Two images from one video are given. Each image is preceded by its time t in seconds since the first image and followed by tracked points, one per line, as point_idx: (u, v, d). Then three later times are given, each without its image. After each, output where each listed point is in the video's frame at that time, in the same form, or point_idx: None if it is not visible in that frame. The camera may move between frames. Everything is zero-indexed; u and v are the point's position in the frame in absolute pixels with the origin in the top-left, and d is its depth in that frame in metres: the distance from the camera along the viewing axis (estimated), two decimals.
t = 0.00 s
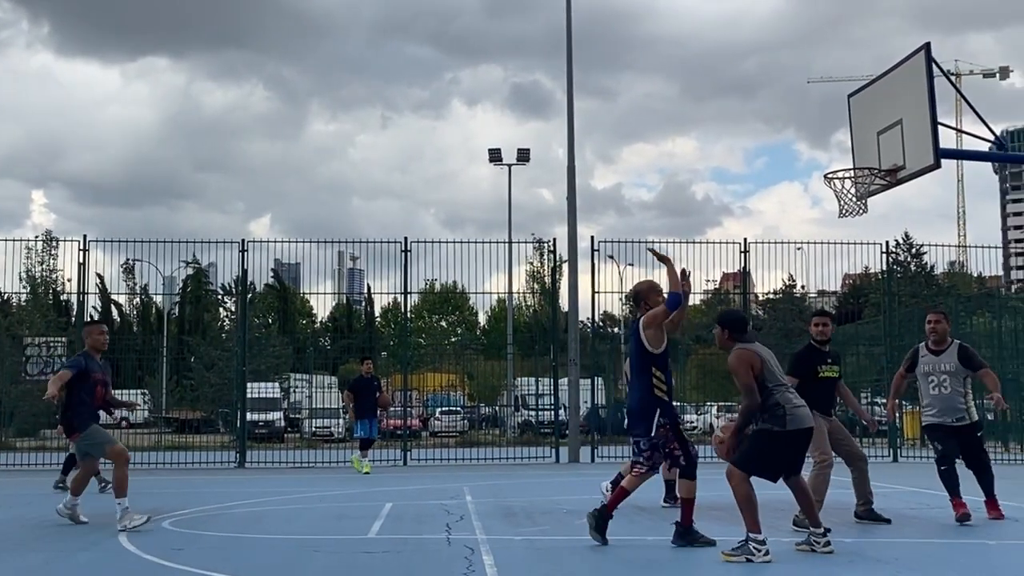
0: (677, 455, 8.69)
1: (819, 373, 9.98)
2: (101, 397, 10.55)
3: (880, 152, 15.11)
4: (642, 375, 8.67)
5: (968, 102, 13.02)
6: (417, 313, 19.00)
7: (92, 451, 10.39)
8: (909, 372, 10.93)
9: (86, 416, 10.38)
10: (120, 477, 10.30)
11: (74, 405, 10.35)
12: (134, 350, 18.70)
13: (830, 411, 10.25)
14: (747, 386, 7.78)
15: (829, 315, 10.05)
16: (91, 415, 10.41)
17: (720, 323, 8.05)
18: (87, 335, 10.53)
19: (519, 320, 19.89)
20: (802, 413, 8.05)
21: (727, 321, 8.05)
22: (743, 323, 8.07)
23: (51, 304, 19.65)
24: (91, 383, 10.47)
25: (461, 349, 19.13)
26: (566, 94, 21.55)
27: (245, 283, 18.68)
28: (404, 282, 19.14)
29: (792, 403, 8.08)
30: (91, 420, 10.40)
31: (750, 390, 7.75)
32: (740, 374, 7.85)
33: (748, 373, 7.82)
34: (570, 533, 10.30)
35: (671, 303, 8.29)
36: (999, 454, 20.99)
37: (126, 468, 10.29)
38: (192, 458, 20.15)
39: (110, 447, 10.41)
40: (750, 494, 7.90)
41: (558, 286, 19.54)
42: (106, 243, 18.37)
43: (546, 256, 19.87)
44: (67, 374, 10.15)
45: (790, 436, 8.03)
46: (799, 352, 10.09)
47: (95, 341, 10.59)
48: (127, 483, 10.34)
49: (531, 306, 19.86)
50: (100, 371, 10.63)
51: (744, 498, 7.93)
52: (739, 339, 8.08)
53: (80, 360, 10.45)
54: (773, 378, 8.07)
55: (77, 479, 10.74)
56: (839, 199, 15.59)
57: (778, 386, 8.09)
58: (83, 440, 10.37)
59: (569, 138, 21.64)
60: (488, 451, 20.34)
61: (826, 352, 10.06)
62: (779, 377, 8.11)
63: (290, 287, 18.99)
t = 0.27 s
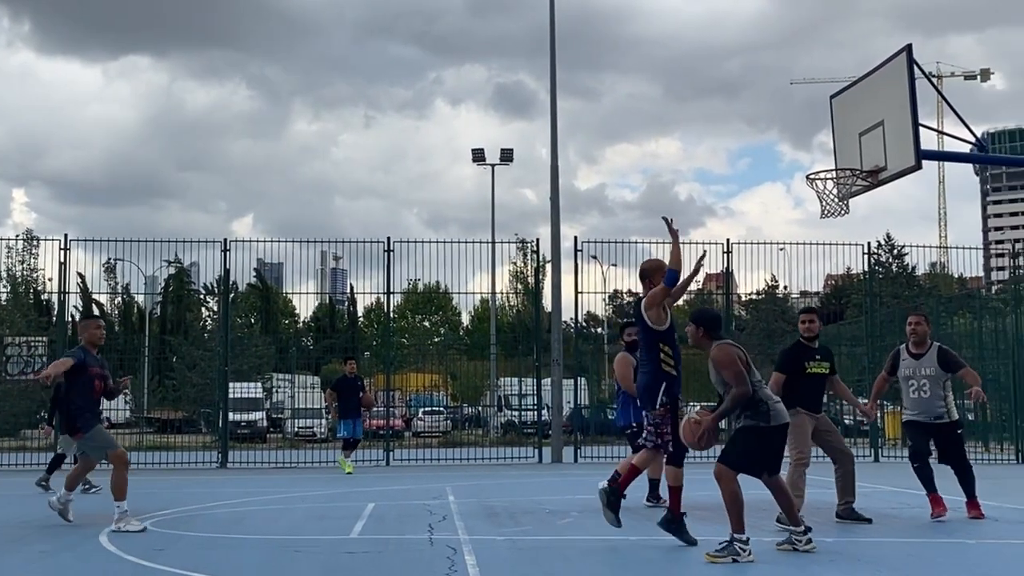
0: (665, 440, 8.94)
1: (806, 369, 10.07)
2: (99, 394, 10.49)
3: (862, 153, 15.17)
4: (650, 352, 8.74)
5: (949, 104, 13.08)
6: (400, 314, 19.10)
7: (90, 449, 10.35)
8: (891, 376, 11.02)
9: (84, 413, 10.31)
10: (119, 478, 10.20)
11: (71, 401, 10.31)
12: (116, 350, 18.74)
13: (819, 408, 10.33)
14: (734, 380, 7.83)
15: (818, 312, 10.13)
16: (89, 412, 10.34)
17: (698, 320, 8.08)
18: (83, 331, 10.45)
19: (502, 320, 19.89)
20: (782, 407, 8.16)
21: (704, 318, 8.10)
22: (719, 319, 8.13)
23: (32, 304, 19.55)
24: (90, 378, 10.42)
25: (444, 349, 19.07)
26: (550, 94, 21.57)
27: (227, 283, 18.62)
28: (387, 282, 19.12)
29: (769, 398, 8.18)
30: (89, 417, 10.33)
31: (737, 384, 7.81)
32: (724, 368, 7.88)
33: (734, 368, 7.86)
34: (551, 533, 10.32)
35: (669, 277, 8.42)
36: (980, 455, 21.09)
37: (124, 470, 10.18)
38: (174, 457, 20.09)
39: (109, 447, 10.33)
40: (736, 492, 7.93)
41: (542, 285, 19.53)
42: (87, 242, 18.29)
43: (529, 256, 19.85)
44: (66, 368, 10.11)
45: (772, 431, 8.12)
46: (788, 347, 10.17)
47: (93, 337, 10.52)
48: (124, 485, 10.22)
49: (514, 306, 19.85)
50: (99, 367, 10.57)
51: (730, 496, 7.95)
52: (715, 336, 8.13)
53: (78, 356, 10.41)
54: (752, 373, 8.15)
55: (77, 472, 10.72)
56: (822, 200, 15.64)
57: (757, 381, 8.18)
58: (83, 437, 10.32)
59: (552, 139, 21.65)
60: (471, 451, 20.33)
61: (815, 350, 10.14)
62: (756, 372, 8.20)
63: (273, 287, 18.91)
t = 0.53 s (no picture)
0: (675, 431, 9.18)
1: (800, 366, 10.14)
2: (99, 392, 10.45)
3: (853, 154, 15.21)
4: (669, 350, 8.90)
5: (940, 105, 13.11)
6: (393, 314, 19.08)
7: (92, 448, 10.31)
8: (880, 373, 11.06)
9: (84, 412, 10.28)
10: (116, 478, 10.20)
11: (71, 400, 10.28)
12: (107, 350, 18.74)
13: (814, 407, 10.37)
14: (726, 379, 7.84)
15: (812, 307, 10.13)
16: (90, 410, 10.31)
17: (687, 319, 8.07)
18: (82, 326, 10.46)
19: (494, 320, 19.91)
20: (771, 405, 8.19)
21: (693, 317, 8.09)
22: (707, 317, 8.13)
23: (23, 303, 19.52)
24: (89, 376, 10.39)
25: (436, 349, 19.15)
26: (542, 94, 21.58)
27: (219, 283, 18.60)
28: (379, 281, 19.10)
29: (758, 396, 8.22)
30: (89, 416, 10.29)
31: (729, 380, 7.84)
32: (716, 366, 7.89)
33: (726, 366, 7.88)
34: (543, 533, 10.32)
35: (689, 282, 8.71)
36: (970, 454, 21.15)
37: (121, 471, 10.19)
38: (165, 457, 20.04)
39: (109, 446, 10.31)
40: (729, 491, 7.94)
41: (534, 285, 19.54)
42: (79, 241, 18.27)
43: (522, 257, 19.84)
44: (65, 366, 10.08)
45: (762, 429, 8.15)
46: (782, 343, 10.27)
47: (91, 334, 10.49)
48: (121, 485, 10.21)
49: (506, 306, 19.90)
50: (99, 364, 10.53)
51: (723, 496, 7.95)
52: (705, 334, 8.14)
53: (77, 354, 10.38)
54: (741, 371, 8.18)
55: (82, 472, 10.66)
56: (813, 200, 15.67)
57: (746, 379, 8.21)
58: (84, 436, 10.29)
59: (545, 138, 21.66)
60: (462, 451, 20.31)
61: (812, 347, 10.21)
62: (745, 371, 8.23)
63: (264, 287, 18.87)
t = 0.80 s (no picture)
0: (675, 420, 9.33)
1: (785, 359, 10.29)
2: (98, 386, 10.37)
3: (838, 155, 15.28)
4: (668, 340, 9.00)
5: (923, 106, 13.18)
6: (378, 314, 19.08)
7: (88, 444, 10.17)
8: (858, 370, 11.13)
9: (85, 406, 10.17)
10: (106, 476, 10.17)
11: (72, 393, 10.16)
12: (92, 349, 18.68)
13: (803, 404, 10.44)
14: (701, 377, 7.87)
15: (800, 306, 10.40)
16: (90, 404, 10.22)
17: (670, 312, 8.08)
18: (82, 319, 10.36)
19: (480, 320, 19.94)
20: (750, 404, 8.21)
21: (678, 311, 8.09)
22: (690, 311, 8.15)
23: (7, 303, 19.43)
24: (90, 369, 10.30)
25: (422, 350, 19.16)
26: (528, 94, 21.59)
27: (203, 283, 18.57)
28: (365, 281, 19.07)
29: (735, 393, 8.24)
30: (89, 410, 10.19)
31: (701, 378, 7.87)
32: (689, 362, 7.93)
33: (701, 363, 7.92)
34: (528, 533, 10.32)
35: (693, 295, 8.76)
36: (954, 454, 21.24)
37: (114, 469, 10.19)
38: (149, 457, 19.96)
39: (104, 442, 10.22)
40: (710, 493, 7.99)
41: (520, 285, 19.57)
42: (62, 241, 18.21)
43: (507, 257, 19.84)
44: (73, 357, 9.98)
45: (740, 428, 8.18)
46: (768, 339, 10.43)
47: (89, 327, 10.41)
48: (110, 482, 10.19)
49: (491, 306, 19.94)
50: (97, 357, 10.47)
51: (705, 496, 8.00)
52: (687, 328, 8.15)
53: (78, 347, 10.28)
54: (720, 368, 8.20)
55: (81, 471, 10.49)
56: (798, 201, 15.72)
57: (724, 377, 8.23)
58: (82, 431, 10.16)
59: (530, 139, 21.68)
60: (448, 450, 20.30)
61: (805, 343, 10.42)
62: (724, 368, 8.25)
63: (249, 287, 18.81)
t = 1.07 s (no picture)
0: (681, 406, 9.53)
1: (771, 353, 10.36)
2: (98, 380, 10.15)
3: (824, 156, 15.32)
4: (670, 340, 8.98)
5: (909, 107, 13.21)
6: (365, 314, 19.04)
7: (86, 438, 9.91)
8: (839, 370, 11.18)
9: (85, 399, 9.91)
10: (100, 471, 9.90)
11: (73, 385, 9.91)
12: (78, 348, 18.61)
13: (792, 400, 10.48)
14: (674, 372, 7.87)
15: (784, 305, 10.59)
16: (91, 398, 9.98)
17: (655, 304, 8.04)
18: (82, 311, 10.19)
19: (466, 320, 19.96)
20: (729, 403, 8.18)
21: (664, 303, 8.04)
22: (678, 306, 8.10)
23: None
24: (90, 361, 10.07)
25: (409, 349, 19.11)
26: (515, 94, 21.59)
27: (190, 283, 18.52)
28: (352, 281, 19.04)
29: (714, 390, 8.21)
30: (89, 404, 9.94)
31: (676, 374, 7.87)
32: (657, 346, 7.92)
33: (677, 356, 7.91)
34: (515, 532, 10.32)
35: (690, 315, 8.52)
36: (939, 454, 21.31)
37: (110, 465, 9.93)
38: (136, 457, 19.89)
39: (103, 436, 9.96)
40: (693, 491, 8.03)
41: (507, 285, 19.59)
42: (48, 240, 18.12)
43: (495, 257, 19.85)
44: (79, 349, 9.77)
45: (720, 427, 8.16)
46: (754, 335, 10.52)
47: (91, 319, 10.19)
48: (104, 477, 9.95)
49: (479, 306, 19.94)
50: (98, 349, 10.24)
51: (687, 494, 8.04)
52: (671, 322, 8.11)
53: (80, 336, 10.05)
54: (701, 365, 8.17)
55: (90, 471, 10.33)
56: (783, 201, 15.71)
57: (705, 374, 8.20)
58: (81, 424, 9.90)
59: (517, 139, 21.68)
60: (435, 450, 20.28)
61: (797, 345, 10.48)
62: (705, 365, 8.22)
63: (236, 287, 18.76)
